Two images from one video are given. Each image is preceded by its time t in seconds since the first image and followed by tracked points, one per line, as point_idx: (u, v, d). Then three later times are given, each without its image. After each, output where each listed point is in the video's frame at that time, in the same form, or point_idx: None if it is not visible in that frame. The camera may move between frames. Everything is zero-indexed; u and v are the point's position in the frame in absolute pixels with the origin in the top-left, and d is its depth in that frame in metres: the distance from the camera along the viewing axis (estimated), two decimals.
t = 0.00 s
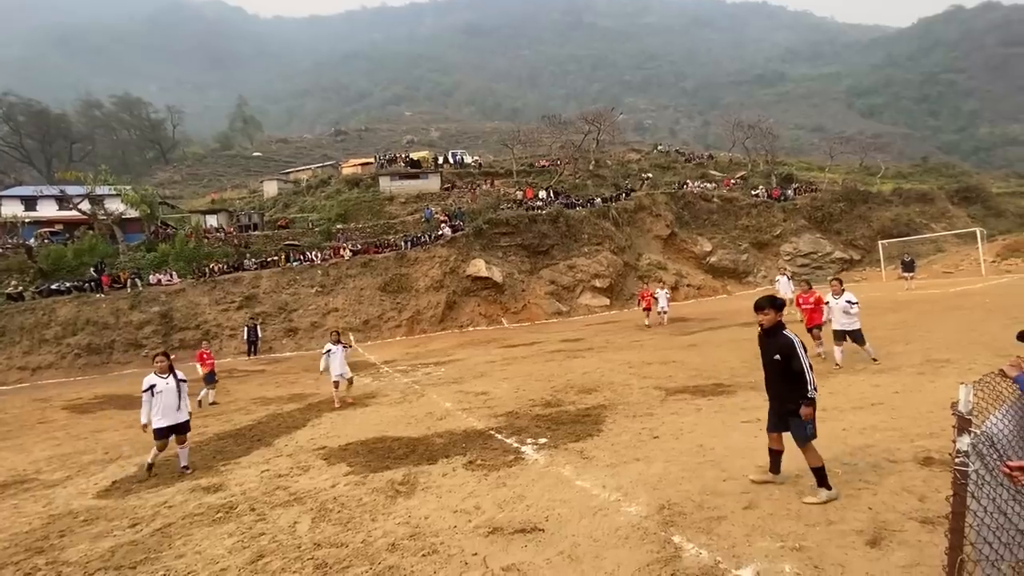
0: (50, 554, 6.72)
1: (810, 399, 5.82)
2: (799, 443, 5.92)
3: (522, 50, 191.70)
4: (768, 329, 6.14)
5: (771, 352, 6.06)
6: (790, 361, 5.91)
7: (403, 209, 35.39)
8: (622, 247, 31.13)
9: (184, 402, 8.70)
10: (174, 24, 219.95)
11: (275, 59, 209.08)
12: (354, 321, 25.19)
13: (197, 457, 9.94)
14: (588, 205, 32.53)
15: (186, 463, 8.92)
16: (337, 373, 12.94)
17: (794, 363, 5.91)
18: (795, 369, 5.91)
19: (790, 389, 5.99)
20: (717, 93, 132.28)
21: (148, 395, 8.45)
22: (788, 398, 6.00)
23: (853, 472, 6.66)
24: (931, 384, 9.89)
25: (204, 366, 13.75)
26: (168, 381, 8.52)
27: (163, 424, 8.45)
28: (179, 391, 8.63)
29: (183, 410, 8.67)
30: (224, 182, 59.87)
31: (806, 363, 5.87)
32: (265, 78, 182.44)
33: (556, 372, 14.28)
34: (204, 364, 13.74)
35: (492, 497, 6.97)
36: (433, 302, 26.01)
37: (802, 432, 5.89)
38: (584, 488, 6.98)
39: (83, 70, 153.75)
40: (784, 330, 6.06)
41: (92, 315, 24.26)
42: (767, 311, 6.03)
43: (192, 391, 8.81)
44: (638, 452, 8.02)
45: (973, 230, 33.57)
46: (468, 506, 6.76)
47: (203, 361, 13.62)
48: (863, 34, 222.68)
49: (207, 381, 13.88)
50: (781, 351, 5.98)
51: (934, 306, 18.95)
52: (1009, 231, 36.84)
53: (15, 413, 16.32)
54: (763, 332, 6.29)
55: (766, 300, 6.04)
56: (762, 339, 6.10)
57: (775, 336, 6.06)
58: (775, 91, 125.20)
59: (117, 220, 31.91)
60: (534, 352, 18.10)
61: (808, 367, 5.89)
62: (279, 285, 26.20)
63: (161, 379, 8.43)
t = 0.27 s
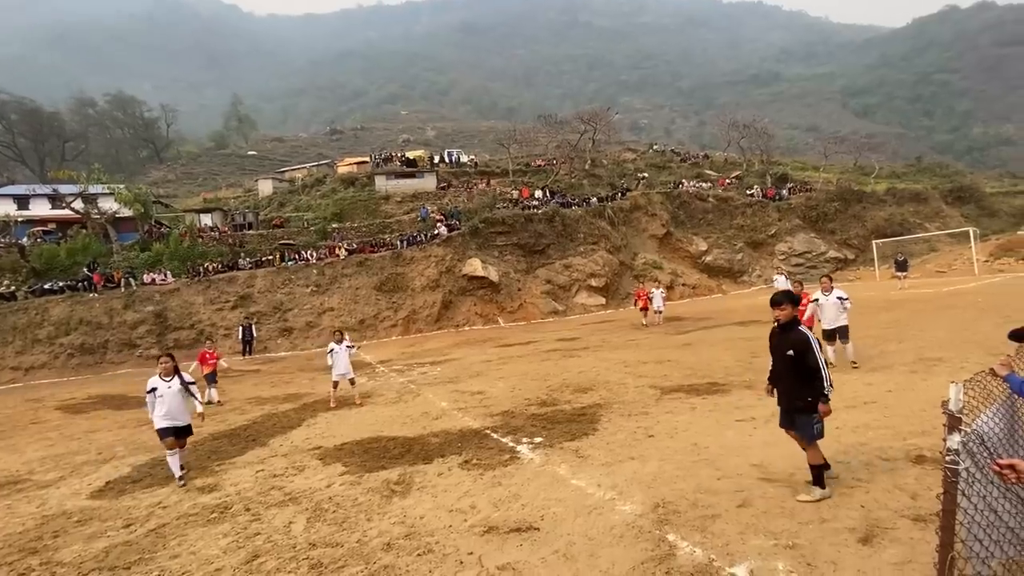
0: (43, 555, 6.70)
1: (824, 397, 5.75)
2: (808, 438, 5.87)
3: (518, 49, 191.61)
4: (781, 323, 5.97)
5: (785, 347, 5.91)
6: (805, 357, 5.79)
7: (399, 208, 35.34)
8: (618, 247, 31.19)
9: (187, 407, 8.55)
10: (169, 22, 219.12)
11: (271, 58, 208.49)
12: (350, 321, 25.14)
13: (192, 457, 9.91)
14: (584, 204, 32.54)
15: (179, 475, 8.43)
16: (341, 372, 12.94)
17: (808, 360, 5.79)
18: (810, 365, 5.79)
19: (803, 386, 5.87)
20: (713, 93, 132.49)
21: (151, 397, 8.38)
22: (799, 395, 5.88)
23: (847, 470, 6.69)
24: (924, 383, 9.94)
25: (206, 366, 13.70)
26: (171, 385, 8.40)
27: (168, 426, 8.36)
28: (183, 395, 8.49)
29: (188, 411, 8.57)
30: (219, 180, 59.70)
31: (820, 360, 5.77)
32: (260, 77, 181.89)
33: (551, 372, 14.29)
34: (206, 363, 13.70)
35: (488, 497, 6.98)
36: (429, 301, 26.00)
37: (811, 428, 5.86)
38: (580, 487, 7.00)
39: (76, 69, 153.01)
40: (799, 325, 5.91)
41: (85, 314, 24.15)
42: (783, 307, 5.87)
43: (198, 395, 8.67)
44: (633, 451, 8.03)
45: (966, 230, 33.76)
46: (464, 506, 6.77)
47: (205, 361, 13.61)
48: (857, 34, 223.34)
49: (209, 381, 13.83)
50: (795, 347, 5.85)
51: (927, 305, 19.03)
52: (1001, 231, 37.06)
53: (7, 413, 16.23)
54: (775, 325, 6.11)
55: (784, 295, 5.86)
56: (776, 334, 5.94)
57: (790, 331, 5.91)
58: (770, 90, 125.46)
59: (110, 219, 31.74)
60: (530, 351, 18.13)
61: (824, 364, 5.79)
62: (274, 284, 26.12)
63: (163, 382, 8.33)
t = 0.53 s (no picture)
0: (33, 556, 6.67)
1: (831, 397, 5.82)
2: (810, 436, 5.91)
3: (512, 49, 191.56)
4: (790, 324, 6.05)
5: (794, 348, 6.00)
6: (814, 357, 5.86)
7: (393, 207, 35.27)
8: (612, 247, 31.25)
9: (186, 406, 8.54)
10: (162, 20, 218.00)
11: (264, 56, 207.74)
12: (343, 321, 25.08)
13: (182, 457, 9.87)
14: (578, 205, 32.57)
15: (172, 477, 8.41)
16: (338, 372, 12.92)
17: (818, 360, 5.85)
18: (819, 364, 5.85)
19: (811, 385, 5.92)
20: (706, 93, 132.81)
21: (149, 397, 8.28)
22: (807, 394, 5.93)
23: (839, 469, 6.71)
24: (913, 381, 10.03)
25: (206, 364, 13.51)
26: (169, 387, 8.33)
27: (165, 427, 8.34)
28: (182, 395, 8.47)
29: (186, 413, 8.52)
30: (212, 179, 59.46)
31: (829, 360, 5.83)
32: (253, 75, 181.23)
33: (546, 371, 14.30)
34: (206, 362, 13.51)
35: (482, 496, 6.99)
36: (423, 301, 25.99)
37: (812, 426, 5.91)
38: (573, 486, 7.02)
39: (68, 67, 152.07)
40: (809, 327, 5.99)
41: (75, 314, 24.01)
42: (792, 308, 5.98)
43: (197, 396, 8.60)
44: (626, 450, 8.05)
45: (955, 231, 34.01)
46: (457, 505, 6.77)
47: (205, 360, 13.25)
48: (850, 36, 224.45)
49: (209, 380, 13.68)
50: (804, 348, 5.92)
51: (917, 304, 19.19)
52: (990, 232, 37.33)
53: None
54: (784, 327, 6.20)
55: (792, 297, 5.99)
56: (784, 337, 6.04)
57: (799, 333, 6.00)
58: (764, 92, 125.98)
59: (101, 218, 31.55)
60: (524, 351, 18.13)
61: (833, 365, 5.85)
62: (266, 283, 26.03)
63: (163, 383, 8.26)
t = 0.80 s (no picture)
0: (20, 560, 6.62)
1: (856, 388, 5.97)
2: (836, 427, 6.05)
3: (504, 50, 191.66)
4: (810, 321, 6.22)
5: (814, 344, 6.18)
6: (836, 351, 6.04)
7: (385, 207, 35.18)
8: (604, 248, 31.32)
9: (185, 405, 8.52)
10: (152, 19, 216.48)
11: (255, 55, 206.78)
12: (335, 322, 25.00)
13: (172, 459, 9.82)
14: (570, 206, 32.62)
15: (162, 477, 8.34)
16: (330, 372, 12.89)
17: (840, 353, 6.02)
18: (841, 357, 6.03)
19: (835, 378, 6.10)
20: (698, 95, 133.33)
21: (148, 396, 8.28)
22: (834, 387, 6.11)
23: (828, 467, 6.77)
24: (902, 381, 10.12)
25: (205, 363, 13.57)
26: (167, 388, 8.31)
27: (162, 427, 8.31)
28: (181, 393, 8.45)
29: (183, 414, 8.49)
30: (202, 179, 59.07)
31: (852, 353, 6.01)
32: (244, 74, 180.29)
33: (538, 371, 14.31)
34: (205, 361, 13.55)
35: (475, 497, 6.99)
36: (415, 302, 25.97)
37: (837, 416, 6.06)
38: (565, 486, 7.04)
39: (56, 65, 150.75)
40: (828, 322, 6.17)
41: (63, 315, 23.81)
42: (810, 305, 6.09)
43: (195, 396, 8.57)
44: (619, 450, 8.08)
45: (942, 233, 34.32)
46: (451, 506, 6.77)
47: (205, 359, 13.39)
48: (840, 40, 225.97)
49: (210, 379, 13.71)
50: (825, 343, 6.11)
51: (906, 305, 19.34)
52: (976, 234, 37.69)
53: None
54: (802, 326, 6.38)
55: (809, 294, 6.10)
56: (804, 335, 6.21)
57: (818, 330, 6.17)
58: (754, 94, 126.52)
59: (89, 217, 31.26)
60: (517, 351, 18.12)
61: (855, 356, 6.03)
62: (257, 284, 25.92)
63: (162, 382, 8.23)
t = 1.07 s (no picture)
0: (7, 565, 6.58)
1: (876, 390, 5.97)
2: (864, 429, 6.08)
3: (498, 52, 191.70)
4: (832, 322, 6.27)
5: (836, 345, 6.24)
6: (856, 353, 6.07)
7: (377, 208, 35.11)
8: (597, 250, 31.40)
9: (170, 408, 8.47)
10: (143, 18, 215.22)
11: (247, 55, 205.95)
12: (327, 323, 24.93)
13: (162, 461, 9.79)
14: (563, 207, 32.69)
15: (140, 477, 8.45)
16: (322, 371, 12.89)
17: (858, 356, 6.05)
18: (859, 361, 6.05)
19: (854, 380, 6.12)
20: (690, 98, 133.85)
21: (132, 400, 8.25)
22: (853, 391, 6.13)
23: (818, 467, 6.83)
24: (891, 382, 10.22)
25: (204, 364, 13.53)
26: (150, 392, 8.25)
27: (145, 430, 8.29)
28: (165, 398, 8.38)
29: (168, 417, 8.45)
30: (192, 178, 58.78)
31: (872, 356, 6.00)
32: (236, 74, 179.56)
33: (531, 373, 14.32)
34: (204, 362, 13.53)
35: (468, 498, 6.99)
36: (408, 303, 25.94)
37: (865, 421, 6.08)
38: (559, 487, 7.06)
39: (45, 63, 149.60)
40: (851, 324, 6.19)
41: (50, 316, 23.63)
42: (835, 304, 6.20)
43: (181, 399, 8.52)
44: (611, 451, 8.11)
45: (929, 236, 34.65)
46: (444, 507, 6.78)
47: (203, 359, 13.41)
48: (829, 44, 227.59)
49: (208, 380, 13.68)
50: (846, 344, 6.15)
51: (894, 307, 19.52)
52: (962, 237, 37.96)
53: None
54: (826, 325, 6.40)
55: (836, 293, 6.22)
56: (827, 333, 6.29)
57: (840, 329, 6.22)
58: (746, 97, 127.19)
59: (77, 217, 31.01)
60: (509, 353, 18.15)
61: (876, 359, 6.01)
62: (248, 285, 25.83)
63: (145, 387, 8.18)
